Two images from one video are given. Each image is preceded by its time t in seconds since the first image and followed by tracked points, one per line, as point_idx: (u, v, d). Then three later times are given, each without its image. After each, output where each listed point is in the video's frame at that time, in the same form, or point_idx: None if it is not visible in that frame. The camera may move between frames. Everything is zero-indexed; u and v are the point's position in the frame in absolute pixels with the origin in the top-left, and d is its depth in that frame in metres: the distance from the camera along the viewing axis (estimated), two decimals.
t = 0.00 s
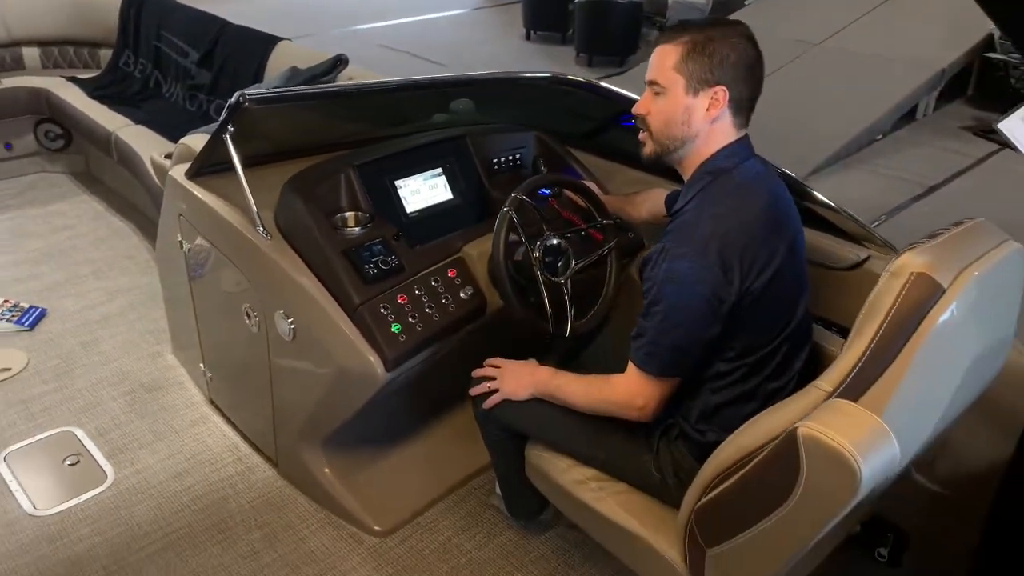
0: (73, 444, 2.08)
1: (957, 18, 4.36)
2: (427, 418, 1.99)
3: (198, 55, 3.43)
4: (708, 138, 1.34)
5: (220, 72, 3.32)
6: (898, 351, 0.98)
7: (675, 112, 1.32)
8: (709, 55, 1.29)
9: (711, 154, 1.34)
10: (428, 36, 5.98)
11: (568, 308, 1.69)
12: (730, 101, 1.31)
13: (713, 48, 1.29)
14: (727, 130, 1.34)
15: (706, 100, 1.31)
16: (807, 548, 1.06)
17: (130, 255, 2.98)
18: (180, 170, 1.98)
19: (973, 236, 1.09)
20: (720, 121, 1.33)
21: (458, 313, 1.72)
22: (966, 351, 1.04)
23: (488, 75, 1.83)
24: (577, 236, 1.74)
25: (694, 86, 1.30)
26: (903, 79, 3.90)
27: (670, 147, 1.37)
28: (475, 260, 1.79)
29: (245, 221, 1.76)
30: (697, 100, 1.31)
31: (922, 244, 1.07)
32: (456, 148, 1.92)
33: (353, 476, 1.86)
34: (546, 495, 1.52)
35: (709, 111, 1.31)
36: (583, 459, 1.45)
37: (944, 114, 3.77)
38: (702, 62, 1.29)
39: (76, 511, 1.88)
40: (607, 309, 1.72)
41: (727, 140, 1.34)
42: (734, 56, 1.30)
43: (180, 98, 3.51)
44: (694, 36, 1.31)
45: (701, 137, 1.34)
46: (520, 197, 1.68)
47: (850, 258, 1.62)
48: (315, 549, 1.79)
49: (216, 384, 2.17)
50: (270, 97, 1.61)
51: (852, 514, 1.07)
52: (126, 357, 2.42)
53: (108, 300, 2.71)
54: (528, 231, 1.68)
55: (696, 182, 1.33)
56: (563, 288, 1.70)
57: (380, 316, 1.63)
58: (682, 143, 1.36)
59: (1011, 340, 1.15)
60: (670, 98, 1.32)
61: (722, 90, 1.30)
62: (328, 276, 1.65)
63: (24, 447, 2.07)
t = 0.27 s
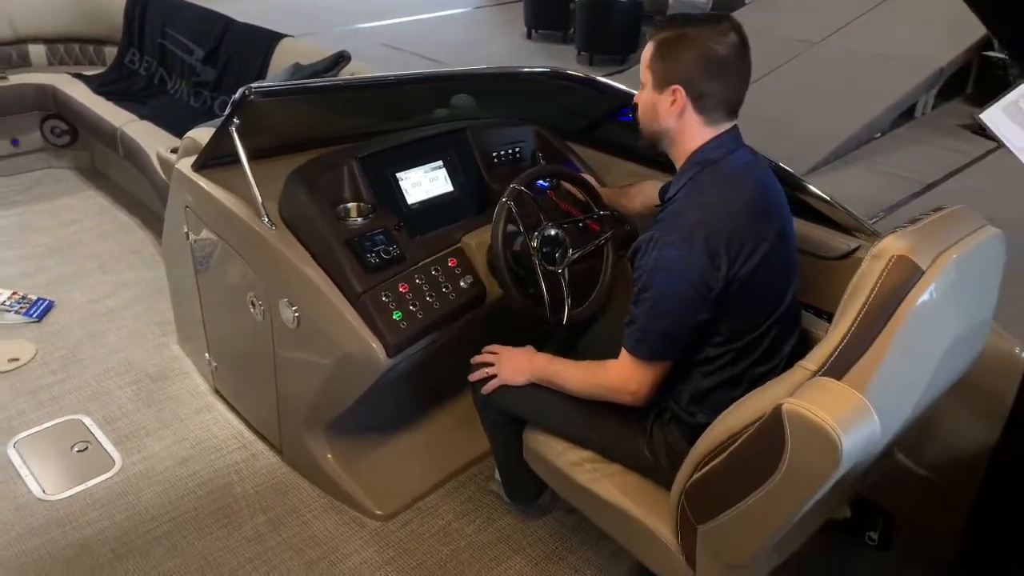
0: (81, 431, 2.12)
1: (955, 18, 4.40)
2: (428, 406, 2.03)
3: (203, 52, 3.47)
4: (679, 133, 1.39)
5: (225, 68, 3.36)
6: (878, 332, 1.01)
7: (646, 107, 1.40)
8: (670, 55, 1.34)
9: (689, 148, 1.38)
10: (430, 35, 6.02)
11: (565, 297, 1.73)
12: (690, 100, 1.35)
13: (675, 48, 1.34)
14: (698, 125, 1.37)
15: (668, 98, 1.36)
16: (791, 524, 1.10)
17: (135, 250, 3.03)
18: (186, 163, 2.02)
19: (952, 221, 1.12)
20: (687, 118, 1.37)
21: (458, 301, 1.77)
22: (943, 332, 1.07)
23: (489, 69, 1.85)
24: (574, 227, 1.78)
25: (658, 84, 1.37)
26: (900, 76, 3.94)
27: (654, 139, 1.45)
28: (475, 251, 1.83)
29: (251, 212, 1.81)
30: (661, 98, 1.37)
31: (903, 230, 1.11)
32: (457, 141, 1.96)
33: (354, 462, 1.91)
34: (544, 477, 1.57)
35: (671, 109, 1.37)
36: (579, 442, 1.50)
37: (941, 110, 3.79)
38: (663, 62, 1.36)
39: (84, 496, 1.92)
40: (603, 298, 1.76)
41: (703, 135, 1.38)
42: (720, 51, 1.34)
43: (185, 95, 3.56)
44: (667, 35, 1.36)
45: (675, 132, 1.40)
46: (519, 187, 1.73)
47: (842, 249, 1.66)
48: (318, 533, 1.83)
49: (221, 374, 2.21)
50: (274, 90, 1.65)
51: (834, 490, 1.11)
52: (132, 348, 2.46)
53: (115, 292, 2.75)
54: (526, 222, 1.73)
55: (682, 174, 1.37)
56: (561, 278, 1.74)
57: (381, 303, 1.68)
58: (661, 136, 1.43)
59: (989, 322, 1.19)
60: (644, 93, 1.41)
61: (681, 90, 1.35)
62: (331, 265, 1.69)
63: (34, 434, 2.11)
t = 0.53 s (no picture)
0: (89, 422, 2.17)
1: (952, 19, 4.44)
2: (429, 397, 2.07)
3: (207, 51, 3.52)
4: (677, 129, 1.44)
5: (229, 67, 3.41)
6: (862, 318, 1.05)
7: (643, 104, 1.45)
8: (666, 55, 1.39)
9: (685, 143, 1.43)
10: (431, 35, 6.06)
11: (563, 289, 1.76)
12: (686, 98, 1.39)
13: (671, 47, 1.38)
14: (695, 122, 1.41)
15: (664, 95, 1.41)
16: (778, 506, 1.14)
17: (141, 246, 3.07)
18: (192, 159, 2.07)
19: (936, 214, 1.17)
20: (684, 115, 1.41)
21: (458, 294, 1.81)
22: (924, 319, 1.12)
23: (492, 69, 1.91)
24: (572, 222, 1.82)
25: (654, 82, 1.41)
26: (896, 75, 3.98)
27: (653, 134, 1.49)
28: (475, 244, 1.88)
29: (256, 207, 1.85)
30: (657, 96, 1.42)
31: (887, 220, 1.15)
32: (457, 138, 2.00)
33: (358, 451, 1.95)
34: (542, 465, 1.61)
35: (668, 106, 1.42)
36: (576, 430, 1.54)
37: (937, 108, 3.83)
38: (660, 61, 1.40)
39: (92, 485, 1.96)
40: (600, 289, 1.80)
41: (701, 131, 1.42)
42: (713, 50, 1.37)
43: (189, 93, 3.60)
44: (662, 34, 1.40)
45: (671, 128, 1.44)
46: (518, 181, 1.77)
47: (832, 242, 1.70)
48: (321, 520, 1.87)
49: (225, 366, 2.25)
50: (277, 87, 1.68)
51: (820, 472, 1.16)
52: (138, 342, 2.51)
53: (121, 287, 2.80)
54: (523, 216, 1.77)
55: (677, 167, 1.41)
56: (559, 271, 1.78)
57: (384, 296, 1.72)
58: (659, 131, 1.47)
59: (971, 311, 1.23)
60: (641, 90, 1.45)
61: (676, 88, 1.39)
62: (334, 258, 1.74)
63: (42, 425, 2.15)
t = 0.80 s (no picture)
0: (95, 417, 2.20)
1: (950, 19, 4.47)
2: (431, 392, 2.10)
3: (210, 51, 3.55)
4: (684, 123, 1.46)
5: (232, 66, 3.44)
6: (854, 308, 1.08)
7: (652, 97, 1.46)
8: (683, 47, 1.41)
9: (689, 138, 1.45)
10: (432, 35, 6.10)
11: (562, 285, 1.79)
12: (701, 91, 1.42)
13: (688, 41, 1.41)
14: (703, 116, 1.45)
15: (679, 88, 1.43)
16: (770, 494, 1.17)
17: (145, 244, 3.10)
18: (197, 157, 2.10)
19: (926, 209, 1.20)
20: (695, 108, 1.44)
21: (459, 289, 1.84)
22: (913, 310, 1.15)
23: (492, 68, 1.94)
24: (572, 219, 1.85)
25: (669, 74, 1.43)
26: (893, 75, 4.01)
27: (654, 129, 1.51)
28: (475, 241, 1.91)
29: (260, 204, 1.88)
30: (671, 89, 1.43)
31: (877, 214, 1.18)
32: (457, 137, 2.03)
33: (360, 445, 1.98)
34: (541, 456, 1.64)
35: (681, 99, 1.44)
36: (574, 422, 1.57)
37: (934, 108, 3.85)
38: (677, 54, 1.41)
39: (99, 478, 1.99)
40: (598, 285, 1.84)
41: (704, 126, 1.45)
42: (711, 46, 1.40)
43: (192, 93, 3.64)
44: (675, 28, 1.42)
45: (678, 122, 1.46)
46: (518, 178, 1.80)
47: (827, 238, 1.74)
48: (324, 512, 1.90)
49: (229, 362, 2.28)
50: (280, 87, 1.71)
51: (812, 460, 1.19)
52: (143, 338, 2.54)
53: (126, 285, 2.83)
54: (523, 211, 1.79)
55: (678, 161, 1.44)
56: (558, 267, 1.80)
57: (387, 292, 1.75)
58: (663, 126, 1.49)
59: (959, 304, 1.27)
60: (649, 84, 1.46)
61: (692, 81, 1.42)
62: (337, 254, 1.77)
63: (49, 419, 2.18)
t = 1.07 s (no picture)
0: (100, 414, 2.22)
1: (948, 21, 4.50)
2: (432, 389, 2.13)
3: (214, 52, 3.59)
4: (686, 119, 1.48)
5: (235, 67, 3.48)
6: (847, 303, 1.10)
7: (658, 90, 1.47)
8: (692, 42, 1.43)
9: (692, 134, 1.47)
10: (433, 37, 6.13)
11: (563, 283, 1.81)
12: (709, 85, 1.44)
13: (698, 35, 1.43)
14: (707, 111, 1.47)
15: (687, 82, 1.44)
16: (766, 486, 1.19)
17: (149, 243, 3.13)
18: (202, 157, 2.12)
19: (916, 206, 1.22)
20: (701, 103, 1.46)
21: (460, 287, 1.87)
22: (903, 305, 1.18)
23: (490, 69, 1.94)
24: (570, 218, 1.89)
25: (677, 68, 1.44)
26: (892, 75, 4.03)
27: (655, 125, 1.52)
28: (476, 239, 1.94)
29: (264, 202, 1.90)
30: (679, 82, 1.45)
31: (870, 211, 1.20)
32: (458, 137, 2.06)
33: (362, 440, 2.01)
34: (540, 450, 1.67)
35: (688, 93, 1.45)
36: (573, 416, 1.59)
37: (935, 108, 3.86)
38: (686, 48, 1.43)
39: (104, 473, 2.02)
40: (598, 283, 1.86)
41: (706, 123, 1.48)
42: (715, 47, 1.43)
43: (195, 93, 3.67)
44: (682, 23, 1.45)
45: (682, 116, 1.48)
46: (518, 178, 1.82)
47: (824, 237, 1.76)
48: (326, 508, 1.93)
49: (232, 359, 2.30)
50: (284, 87, 1.72)
51: (807, 453, 1.21)
52: (147, 336, 2.56)
53: (130, 283, 2.86)
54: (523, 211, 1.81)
55: (677, 159, 1.46)
56: (558, 265, 1.83)
57: (389, 289, 1.78)
58: (665, 121, 1.50)
59: (949, 299, 1.30)
60: (655, 78, 1.47)
61: (701, 74, 1.43)
62: (340, 252, 1.79)
63: (55, 416, 2.21)
